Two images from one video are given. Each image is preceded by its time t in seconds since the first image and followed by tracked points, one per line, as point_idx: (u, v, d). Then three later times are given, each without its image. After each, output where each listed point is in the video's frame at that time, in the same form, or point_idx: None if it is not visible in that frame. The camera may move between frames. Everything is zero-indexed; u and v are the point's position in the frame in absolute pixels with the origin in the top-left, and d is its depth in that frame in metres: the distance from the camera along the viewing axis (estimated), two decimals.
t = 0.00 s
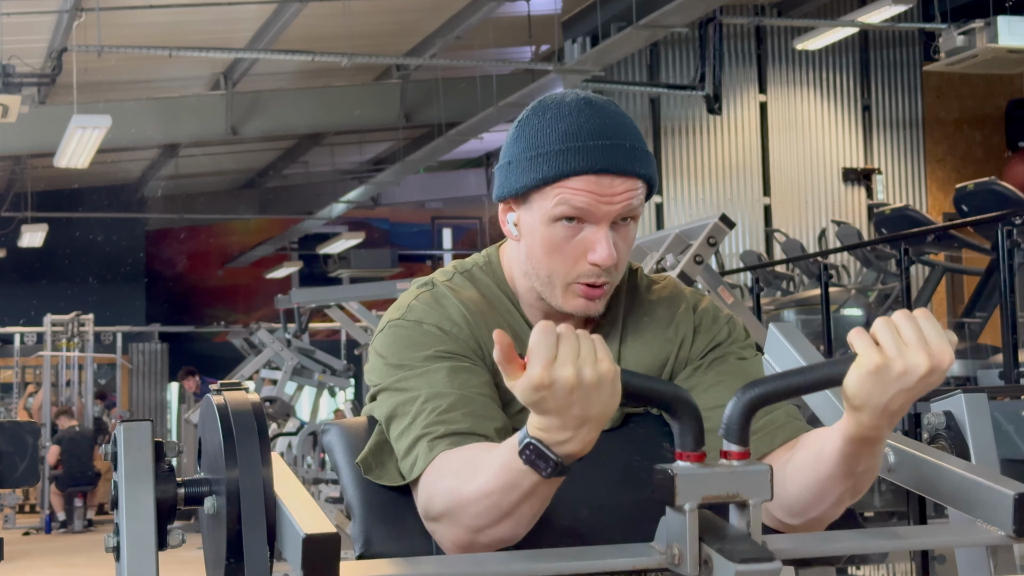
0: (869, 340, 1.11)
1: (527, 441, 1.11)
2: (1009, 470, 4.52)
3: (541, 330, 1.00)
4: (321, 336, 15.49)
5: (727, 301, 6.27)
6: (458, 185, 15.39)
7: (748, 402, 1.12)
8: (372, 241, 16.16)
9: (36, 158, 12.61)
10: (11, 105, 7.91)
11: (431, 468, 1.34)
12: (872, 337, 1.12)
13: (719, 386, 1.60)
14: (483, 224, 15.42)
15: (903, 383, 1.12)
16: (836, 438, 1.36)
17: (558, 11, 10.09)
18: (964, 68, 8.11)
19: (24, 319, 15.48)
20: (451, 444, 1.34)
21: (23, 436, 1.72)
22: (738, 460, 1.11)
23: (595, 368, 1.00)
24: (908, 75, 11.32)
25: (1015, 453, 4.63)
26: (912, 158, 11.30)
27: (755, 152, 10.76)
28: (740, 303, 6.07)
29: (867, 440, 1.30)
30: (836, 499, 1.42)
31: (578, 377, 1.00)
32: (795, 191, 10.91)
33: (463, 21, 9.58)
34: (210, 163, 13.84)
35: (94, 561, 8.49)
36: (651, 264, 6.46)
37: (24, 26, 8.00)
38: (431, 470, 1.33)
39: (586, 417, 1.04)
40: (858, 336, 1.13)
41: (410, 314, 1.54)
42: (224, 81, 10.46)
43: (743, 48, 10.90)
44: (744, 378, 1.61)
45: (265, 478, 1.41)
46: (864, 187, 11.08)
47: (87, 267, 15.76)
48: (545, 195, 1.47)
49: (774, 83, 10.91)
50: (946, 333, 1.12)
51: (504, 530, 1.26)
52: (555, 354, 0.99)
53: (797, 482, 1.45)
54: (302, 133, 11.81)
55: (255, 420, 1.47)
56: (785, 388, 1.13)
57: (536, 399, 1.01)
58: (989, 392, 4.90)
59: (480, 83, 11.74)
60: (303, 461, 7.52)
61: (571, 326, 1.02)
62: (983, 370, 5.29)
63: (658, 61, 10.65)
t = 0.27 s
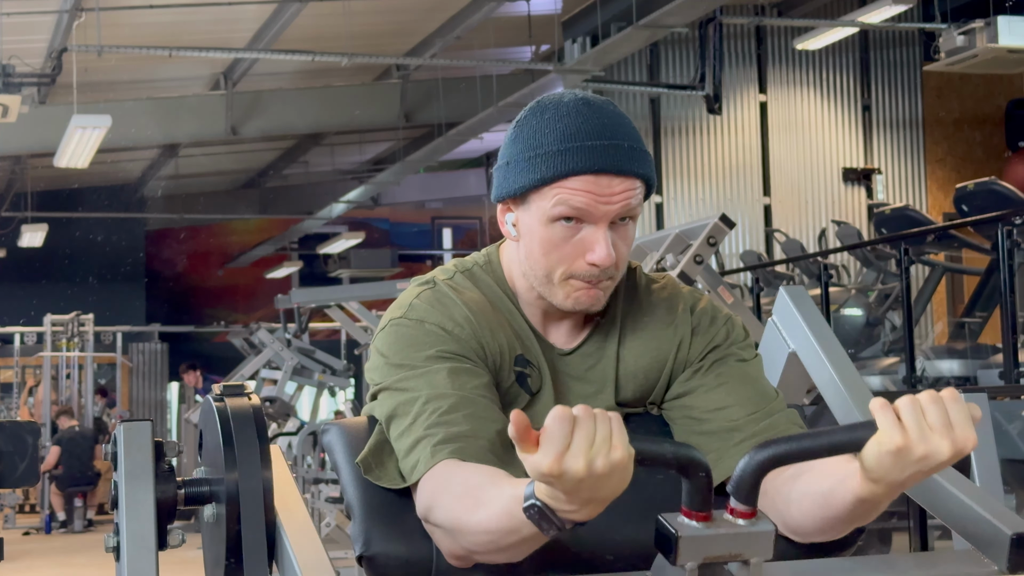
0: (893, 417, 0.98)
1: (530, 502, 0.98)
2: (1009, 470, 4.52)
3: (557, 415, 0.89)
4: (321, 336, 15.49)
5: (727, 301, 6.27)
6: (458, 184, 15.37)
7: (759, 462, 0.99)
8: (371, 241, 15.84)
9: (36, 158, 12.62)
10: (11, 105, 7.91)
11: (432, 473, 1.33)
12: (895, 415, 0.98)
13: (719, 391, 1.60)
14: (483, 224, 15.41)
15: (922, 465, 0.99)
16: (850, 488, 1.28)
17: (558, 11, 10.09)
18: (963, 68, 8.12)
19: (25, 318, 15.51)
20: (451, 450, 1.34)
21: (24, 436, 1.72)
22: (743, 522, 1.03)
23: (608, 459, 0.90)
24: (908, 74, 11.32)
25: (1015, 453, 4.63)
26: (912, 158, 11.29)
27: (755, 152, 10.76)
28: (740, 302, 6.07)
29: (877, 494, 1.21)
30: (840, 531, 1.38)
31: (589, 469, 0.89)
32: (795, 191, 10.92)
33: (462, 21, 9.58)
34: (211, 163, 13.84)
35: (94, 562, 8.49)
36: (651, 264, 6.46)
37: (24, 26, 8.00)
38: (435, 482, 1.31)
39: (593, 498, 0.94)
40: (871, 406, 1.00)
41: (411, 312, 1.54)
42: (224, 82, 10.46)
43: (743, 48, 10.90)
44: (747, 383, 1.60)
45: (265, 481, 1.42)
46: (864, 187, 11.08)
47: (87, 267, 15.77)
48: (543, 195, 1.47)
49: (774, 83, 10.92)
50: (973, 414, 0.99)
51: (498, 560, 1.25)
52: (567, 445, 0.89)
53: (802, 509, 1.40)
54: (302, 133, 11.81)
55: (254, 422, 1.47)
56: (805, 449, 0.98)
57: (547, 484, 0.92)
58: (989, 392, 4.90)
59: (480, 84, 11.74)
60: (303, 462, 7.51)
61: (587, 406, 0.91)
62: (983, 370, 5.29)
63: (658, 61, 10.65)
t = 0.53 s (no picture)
0: (903, 480, 1.00)
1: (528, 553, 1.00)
2: (1009, 469, 4.51)
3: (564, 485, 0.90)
4: (321, 336, 15.49)
5: (727, 301, 6.27)
6: (458, 184, 15.36)
7: (769, 505, 0.97)
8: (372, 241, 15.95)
9: (36, 158, 12.63)
10: (11, 105, 7.91)
11: (434, 475, 1.33)
12: (907, 478, 1.00)
13: (719, 393, 1.59)
14: (483, 224, 15.40)
15: (926, 523, 1.02)
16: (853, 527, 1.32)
17: (558, 11, 10.09)
18: (963, 68, 8.11)
19: (25, 319, 15.53)
20: (454, 454, 1.34)
21: (24, 435, 1.72)
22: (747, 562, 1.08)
23: (611, 528, 0.91)
24: (908, 74, 11.31)
25: (1015, 453, 4.63)
26: (912, 157, 11.29)
27: (755, 152, 10.77)
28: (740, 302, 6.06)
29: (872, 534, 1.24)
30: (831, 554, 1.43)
31: (593, 539, 0.91)
32: (795, 190, 10.92)
33: (462, 21, 9.58)
34: (211, 163, 13.85)
35: (94, 562, 8.49)
36: (651, 265, 6.46)
37: (25, 27, 8.00)
38: (441, 493, 1.30)
39: (592, 559, 0.96)
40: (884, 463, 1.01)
41: (413, 310, 1.53)
42: (224, 81, 10.47)
43: (743, 48, 10.90)
44: (747, 385, 1.59)
45: (265, 482, 1.42)
46: (864, 187, 11.08)
47: (87, 267, 15.77)
48: (542, 195, 1.47)
49: (774, 83, 10.92)
50: (982, 481, 1.02)
51: None
52: (571, 515, 0.91)
53: (802, 532, 1.45)
54: (302, 134, 11.81)
55: (253, 423, 1.47)
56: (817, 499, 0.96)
57: (553, 550, 0.94)
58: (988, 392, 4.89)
59: (480, 84, 11.72)
60: (303, 462, 7.51)
61: (595, 473, 0.92)
62: (982, 369, 5.29)
63: (658, 61, 10.65)
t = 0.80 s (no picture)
0: (908, 527, 1.01)
1: None
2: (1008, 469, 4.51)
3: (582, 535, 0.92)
4: (321, 336, 15.50)
5: (727, 301, 6.27)
6: (458, 184, 15.36)
7: (768, 541, 0.97)
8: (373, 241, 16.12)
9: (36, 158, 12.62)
10: (11, 105, 7.91)
11: (436, 477, 1.35)
12: (912, 525, 1.02)
13: (717, 392, 1.59)
14: (483, 224, 15.40)
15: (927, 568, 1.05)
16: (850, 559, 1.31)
17: (558, 11, 10.09)
18: (963, 68, 8.11)
19: (25, 318, 15.52)
20: (456, 457, 1.36)
21: (24, 435, 1.73)
22: None
23: None
24: (908, 74, 11.32)
25: (1015, 453, 4.63)
26: (912, 158, 11.29)
27: (755, 152, 10.77)
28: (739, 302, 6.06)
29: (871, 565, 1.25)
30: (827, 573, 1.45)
31: None
32: (795, 191, 10.92)
33: (462, 21, 9.58)
34: (211, 163, 13.85)
35: (94, 562, 8.49)
36: (651, 264, 6.46)
37: (25, 27, 8.00)
38: (445, 500, 1.31)
39: None
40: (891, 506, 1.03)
41: (414, 308, 1.54)
42: (224, 81, 10.47)
43: (743, 48, 10.91)
44: (746, 385, 1.59)
45: (265, 482, 1.43)
46: (864, 187, 11.08)
47: (87, 266, 15.77)
48: (523, 154, 1.54)
49: (774, 83, 10.93)
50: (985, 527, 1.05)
51: None
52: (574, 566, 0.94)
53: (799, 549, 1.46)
54: (303, 134, 11.81)
55: (254, 425, 1.48)
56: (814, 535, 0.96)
57: None
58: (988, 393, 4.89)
59: (480, 84, 11.72)
60: (303, 462, 7.50)
61: (599, 524, 0.95)
62: (982, 369, 5.29)
63: (658, 61, 10.65)
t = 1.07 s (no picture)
0: (910, 560, 1.03)
1: None
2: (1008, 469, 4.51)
3: None
4: (321, 336, 15.50)
5: (727, 301, 6.27)
6: (458, 184, 15.36)
7: (768, 566, 0.97)
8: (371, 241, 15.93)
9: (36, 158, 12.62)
10: (11, 105, 7.91)
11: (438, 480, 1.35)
12: (914, 558, 1.03)
13: (714, 394, 1.59)
14: (483, 224, 15.39)
15: None
16: None
17: (558, 11, 10.09)
18: (963, 68, 8.11)
19: (25, 319, 15.52)
20: (459, 458, 1.36)
21: (24, 435, 1.73)
22: None
23: None
24: (908, 74, 11.32)
25: (1015, 453, 4.64)
26: (912, 157, 11.29)
27: (755, 152, 10.78)
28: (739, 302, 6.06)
29: None
30: None
31: None
32: (795, 190, 10.92)
33: (463, 21, 9.58)
34: (211, 163, 13.85)
35: (94, 562, 8.49)
36: (651, 264, 6.45)
37: (25, 27, 8.00)
38: (447, 505, 1.31)
39: None
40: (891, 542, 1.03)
41: (416, 306, 1.54)
42: (224, 81, 10.47)
43: (743, 48, 10.91)
44: (743, 386, 1.59)
45: (264, 483, 1.43)
46: (864, 187, 11.08)
47: (87, 266, 15.76)
48: (519, 143, 1.54)
49: (774, 83, 10.93)
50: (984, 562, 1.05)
51: None
52: None
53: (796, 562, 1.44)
54: (303, 133, 11.81)
55: (255, 425, 1.48)
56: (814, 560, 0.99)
57: None
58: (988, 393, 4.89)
59: (480, 83, 11.70)
60: (303, 462, 7.50)
61: (599, 559, 0.98)
62: (982, 369, 5.30)
63: (658, 60, 10.65)
